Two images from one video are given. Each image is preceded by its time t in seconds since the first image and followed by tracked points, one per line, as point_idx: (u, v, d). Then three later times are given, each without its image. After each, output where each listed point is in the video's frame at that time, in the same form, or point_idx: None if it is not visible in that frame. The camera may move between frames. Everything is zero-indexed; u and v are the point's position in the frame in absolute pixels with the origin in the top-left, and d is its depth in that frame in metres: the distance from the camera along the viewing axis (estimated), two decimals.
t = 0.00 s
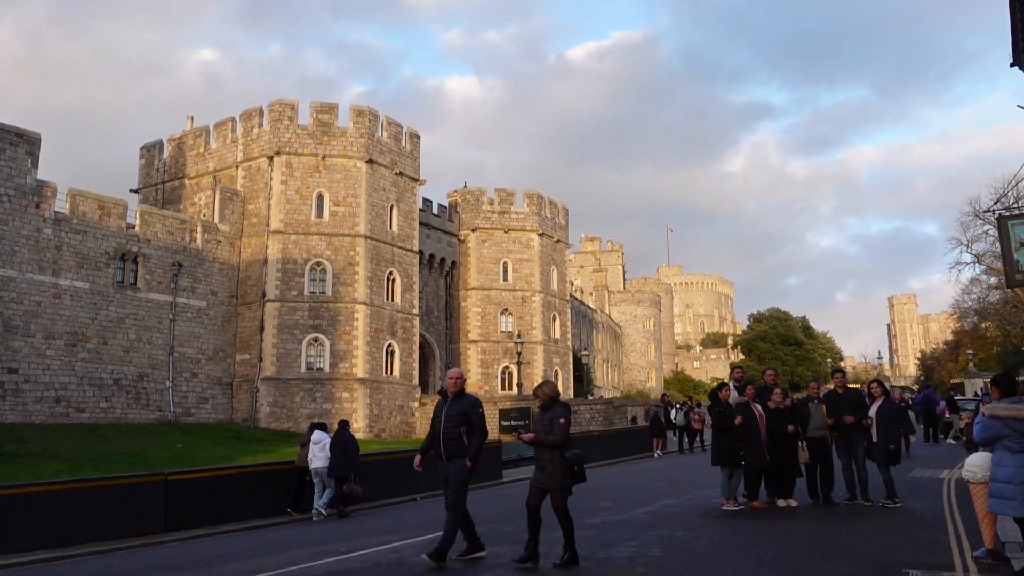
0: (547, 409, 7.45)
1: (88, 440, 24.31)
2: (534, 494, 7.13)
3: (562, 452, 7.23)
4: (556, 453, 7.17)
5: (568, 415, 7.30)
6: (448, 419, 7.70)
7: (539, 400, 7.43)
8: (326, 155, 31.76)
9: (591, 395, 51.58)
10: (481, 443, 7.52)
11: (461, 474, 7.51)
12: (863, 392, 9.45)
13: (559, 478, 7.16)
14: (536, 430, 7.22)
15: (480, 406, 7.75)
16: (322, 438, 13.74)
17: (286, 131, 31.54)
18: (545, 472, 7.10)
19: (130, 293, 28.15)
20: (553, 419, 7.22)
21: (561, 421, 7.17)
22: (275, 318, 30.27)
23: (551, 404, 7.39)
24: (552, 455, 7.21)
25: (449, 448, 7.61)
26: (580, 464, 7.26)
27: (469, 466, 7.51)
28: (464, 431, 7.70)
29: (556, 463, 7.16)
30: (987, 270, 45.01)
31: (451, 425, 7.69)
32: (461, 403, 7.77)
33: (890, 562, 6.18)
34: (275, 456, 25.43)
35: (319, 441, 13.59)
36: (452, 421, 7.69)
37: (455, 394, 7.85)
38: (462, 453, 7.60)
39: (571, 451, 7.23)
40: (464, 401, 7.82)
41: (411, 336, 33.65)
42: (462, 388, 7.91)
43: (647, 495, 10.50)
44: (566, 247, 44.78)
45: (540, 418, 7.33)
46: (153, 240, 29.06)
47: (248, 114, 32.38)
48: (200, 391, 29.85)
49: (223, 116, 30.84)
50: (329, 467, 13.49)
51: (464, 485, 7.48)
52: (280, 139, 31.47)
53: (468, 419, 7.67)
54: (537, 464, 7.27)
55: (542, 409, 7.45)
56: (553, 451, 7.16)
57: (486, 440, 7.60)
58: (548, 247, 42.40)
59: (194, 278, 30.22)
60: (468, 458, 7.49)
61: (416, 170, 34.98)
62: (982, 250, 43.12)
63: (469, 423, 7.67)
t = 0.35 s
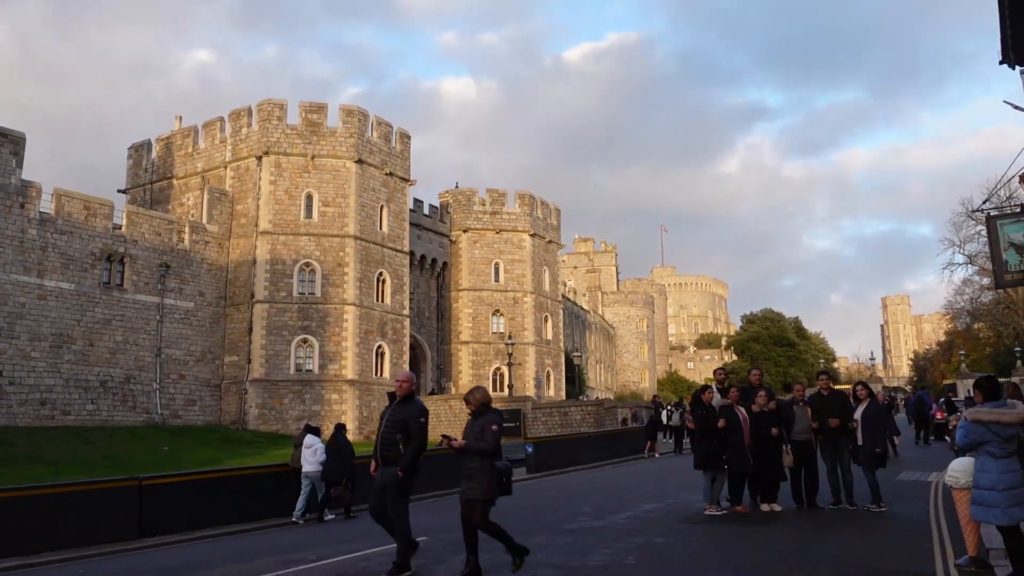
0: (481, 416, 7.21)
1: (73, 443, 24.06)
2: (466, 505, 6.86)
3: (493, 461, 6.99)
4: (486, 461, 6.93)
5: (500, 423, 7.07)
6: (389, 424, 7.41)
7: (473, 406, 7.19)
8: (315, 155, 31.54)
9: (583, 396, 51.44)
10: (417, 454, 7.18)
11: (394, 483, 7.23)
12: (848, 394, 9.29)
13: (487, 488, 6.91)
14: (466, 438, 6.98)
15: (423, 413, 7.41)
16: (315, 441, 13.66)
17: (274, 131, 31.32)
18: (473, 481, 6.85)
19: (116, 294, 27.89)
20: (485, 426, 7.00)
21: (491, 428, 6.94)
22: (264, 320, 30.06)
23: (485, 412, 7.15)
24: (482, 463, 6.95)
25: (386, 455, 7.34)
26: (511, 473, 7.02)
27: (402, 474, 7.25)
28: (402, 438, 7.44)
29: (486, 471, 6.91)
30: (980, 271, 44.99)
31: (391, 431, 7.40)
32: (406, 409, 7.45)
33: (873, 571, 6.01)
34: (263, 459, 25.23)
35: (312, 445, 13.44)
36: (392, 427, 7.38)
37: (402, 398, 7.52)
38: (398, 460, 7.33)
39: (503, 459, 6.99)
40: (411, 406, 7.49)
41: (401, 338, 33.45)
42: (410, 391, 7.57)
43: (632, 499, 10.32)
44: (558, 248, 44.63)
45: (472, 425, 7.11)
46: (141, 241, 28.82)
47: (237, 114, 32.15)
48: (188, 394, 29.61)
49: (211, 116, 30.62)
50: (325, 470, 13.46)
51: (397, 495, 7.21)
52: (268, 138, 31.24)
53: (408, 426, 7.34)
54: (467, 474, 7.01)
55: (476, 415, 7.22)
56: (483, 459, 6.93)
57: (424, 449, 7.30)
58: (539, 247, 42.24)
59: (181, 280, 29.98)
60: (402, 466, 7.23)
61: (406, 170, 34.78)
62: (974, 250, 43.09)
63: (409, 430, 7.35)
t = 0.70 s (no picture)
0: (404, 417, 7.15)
1: (59, 442, 23.89)
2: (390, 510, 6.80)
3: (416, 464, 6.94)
4: (409, 464, 6.88)
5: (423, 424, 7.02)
6: (317, 429, 7.31)
7: (395, 407, 7.13)
8: (306, 153, 31.38)
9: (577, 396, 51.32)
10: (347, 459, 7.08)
11: (329, 490, 7.17)
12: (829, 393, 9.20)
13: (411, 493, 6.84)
14: (389, 442, 6.94)
15: (351, 415, 7.31)
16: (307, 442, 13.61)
17: (265, 129, 31.16)
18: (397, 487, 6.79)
19: (105, 293, 27.73)
20: (407, 429, 6.94)
21: (414, 431, 6.90)
22: (254, 319, 29.90)
23: (407, 415, 7.09)
24: (406, 467, 6.88)
25: (315, 462, 7.25)
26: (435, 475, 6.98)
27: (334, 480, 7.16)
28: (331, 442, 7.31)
29: (408, 475, 6.86)
30: (975, 271, 44.91)
31: (319, 435, 7.30)
32: (333, 412, 7.35)
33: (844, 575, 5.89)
34: (252, 459, 25.09)
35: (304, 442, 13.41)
36: (320, 431, 7.29)
37: (330, 401, 7.41)
38: (328, 465, 7.23)
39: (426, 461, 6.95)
40: (338, 408, 7.39)
41: (393, 337, 33.32)
42: (336, 393, 7.46)
43: (611, 500, 10.22)
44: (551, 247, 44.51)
45: (394, 428, 7.05)
46: (130, 239, 28.64)
47: (228, 112, 31.99)
48: (177, 393, 29.45)
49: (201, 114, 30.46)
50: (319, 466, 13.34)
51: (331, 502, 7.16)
52: (259, 136, 31.10)
53: (336, 430, 7.25)
54: (390, 477, 6.94)
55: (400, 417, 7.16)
56: (407, 463, 6.88)
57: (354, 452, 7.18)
58: (533, 247, 42.11)
59: (171, 278, 29.82)
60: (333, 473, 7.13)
61: (398, 169, 34.63)
62: (969, 250, 43.03)
63: (337, 434, 7.26)
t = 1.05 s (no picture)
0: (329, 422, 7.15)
1: (52, 446, 23.76)
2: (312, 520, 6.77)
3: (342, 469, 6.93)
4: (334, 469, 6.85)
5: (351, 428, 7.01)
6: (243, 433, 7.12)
7: (322, 412, 7.10)
8: (302, 155, 31.26)
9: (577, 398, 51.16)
10: (275, 464, 6.96)
11: (255, 496, 6.96)
12: (819, 397, 9.12)
13: (335, 501, 6.84)
14: (312, 449, 6.92)
15: (278, 417, 7.17)
16: (308, 444, 13.50)
17: (261, 131, 31.06)
18: (321, 493, 6.81)
19: (100, 296, 27.62)
20: (331, 435, 6.95)
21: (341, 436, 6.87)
22: (250, 322, 29.78)
23: (332, 420, 7.10)
24: (328, 474, 6.90)
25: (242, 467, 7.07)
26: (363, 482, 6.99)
27: (264, 486, 6.96)
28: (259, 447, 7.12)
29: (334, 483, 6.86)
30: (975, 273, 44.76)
31: (245, 439, 7.11)
32: (257, 415, 7.18)
33: None
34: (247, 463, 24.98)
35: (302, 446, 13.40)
36: (246, 436, 7.11)
37: (255, 403, 7.24)
38: (257, 471, 7.03)
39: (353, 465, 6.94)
40: (264, 410, 7.23)
41: (390, 340, 33.18)
42: (259, 396, 7.30)
43: (600, 505, 10.08)
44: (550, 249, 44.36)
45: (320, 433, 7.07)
46: (125, 242, 28.54)
47: (224, 114, 31.88)
48: (173, 396, 29.33)
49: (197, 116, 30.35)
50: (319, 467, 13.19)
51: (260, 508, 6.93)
52: (255, 139, 30.99)
53: (263, 433, 7.08)
54: (314, 486, 6.95)
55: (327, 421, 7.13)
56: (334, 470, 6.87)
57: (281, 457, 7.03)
58: (531, 249, 41.97)
59: (167, 281, 29.70)
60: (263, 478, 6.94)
61: (395, 171, 34.51)
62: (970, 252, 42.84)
63: (265, 438, 7.09)
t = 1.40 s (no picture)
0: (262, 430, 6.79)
1: (61, 448, 23.75)
2: (245, 534, 6.56)
3: (273, 483, 6.57)
4: (259, 486, 6.50)
5: (278, 440, 6.63)
6: (181, 439, 7.01)
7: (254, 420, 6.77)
8: (310, 157, 31.27)
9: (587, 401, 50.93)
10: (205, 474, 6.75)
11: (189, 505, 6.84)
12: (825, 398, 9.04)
13: (269, 514, 6.54)
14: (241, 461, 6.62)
15: (213, 423, 6.94)
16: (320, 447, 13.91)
17: (269, 133, 31.07)
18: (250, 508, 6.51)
19: (109, 298, 27.65)
20: (259, 446, 6.60)
21: (265, 450, 6.52)
22: (259, 323, 29.77)
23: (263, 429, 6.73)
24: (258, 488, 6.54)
25: (180, 473, 7.00)
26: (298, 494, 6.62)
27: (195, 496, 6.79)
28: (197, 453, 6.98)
29: (264, 498, 6.53)
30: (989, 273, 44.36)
31: (184, 445, 7.02)
32: (195, 420, 7.01)
33: None
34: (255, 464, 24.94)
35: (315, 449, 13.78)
36: (184, 442, 6.99)
37: (194, 409, 7.07)
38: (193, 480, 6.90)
39: (283, 480, 6.57)
40: (203, 416, 7.06)
41: (399, 342, 33.10)
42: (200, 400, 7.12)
43: (604, 509, 9.91)
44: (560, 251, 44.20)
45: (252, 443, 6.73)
46: (134, 244, 28.56)
47: (232, 116, 31.90)
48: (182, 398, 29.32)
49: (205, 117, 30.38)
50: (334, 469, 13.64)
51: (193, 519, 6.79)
52: (264, 140, 30.99)
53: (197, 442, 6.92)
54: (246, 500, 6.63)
55: (261, 428, 6.81)
56: (260, 488, 6.51)
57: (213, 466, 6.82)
58: (541, 250, 41.83)
59: (176, 283, 29.72)
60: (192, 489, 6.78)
61: (403, 172, 34.45)
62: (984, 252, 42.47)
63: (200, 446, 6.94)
